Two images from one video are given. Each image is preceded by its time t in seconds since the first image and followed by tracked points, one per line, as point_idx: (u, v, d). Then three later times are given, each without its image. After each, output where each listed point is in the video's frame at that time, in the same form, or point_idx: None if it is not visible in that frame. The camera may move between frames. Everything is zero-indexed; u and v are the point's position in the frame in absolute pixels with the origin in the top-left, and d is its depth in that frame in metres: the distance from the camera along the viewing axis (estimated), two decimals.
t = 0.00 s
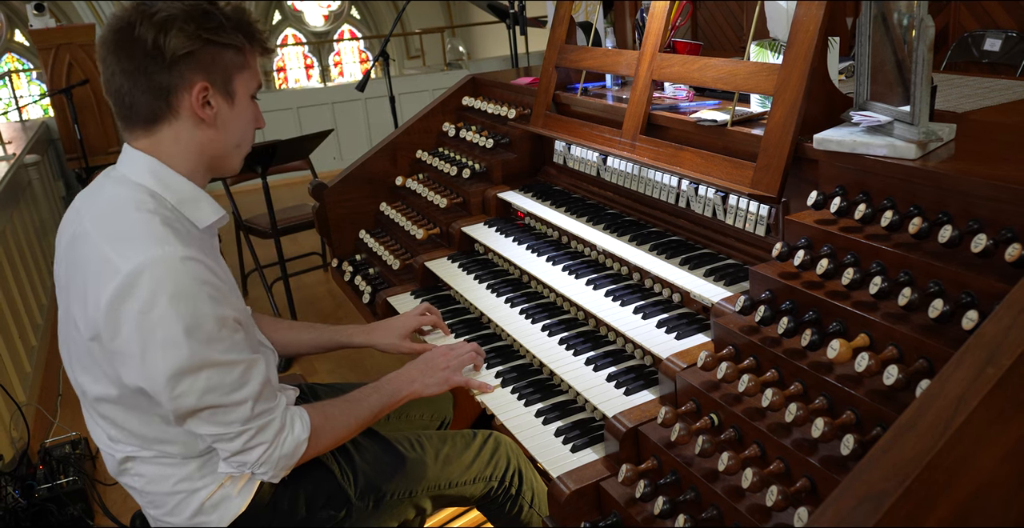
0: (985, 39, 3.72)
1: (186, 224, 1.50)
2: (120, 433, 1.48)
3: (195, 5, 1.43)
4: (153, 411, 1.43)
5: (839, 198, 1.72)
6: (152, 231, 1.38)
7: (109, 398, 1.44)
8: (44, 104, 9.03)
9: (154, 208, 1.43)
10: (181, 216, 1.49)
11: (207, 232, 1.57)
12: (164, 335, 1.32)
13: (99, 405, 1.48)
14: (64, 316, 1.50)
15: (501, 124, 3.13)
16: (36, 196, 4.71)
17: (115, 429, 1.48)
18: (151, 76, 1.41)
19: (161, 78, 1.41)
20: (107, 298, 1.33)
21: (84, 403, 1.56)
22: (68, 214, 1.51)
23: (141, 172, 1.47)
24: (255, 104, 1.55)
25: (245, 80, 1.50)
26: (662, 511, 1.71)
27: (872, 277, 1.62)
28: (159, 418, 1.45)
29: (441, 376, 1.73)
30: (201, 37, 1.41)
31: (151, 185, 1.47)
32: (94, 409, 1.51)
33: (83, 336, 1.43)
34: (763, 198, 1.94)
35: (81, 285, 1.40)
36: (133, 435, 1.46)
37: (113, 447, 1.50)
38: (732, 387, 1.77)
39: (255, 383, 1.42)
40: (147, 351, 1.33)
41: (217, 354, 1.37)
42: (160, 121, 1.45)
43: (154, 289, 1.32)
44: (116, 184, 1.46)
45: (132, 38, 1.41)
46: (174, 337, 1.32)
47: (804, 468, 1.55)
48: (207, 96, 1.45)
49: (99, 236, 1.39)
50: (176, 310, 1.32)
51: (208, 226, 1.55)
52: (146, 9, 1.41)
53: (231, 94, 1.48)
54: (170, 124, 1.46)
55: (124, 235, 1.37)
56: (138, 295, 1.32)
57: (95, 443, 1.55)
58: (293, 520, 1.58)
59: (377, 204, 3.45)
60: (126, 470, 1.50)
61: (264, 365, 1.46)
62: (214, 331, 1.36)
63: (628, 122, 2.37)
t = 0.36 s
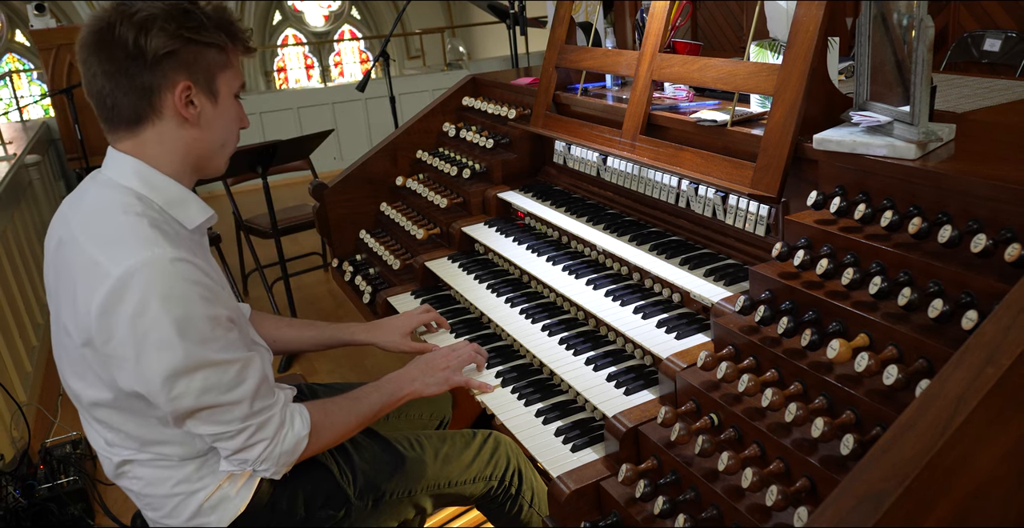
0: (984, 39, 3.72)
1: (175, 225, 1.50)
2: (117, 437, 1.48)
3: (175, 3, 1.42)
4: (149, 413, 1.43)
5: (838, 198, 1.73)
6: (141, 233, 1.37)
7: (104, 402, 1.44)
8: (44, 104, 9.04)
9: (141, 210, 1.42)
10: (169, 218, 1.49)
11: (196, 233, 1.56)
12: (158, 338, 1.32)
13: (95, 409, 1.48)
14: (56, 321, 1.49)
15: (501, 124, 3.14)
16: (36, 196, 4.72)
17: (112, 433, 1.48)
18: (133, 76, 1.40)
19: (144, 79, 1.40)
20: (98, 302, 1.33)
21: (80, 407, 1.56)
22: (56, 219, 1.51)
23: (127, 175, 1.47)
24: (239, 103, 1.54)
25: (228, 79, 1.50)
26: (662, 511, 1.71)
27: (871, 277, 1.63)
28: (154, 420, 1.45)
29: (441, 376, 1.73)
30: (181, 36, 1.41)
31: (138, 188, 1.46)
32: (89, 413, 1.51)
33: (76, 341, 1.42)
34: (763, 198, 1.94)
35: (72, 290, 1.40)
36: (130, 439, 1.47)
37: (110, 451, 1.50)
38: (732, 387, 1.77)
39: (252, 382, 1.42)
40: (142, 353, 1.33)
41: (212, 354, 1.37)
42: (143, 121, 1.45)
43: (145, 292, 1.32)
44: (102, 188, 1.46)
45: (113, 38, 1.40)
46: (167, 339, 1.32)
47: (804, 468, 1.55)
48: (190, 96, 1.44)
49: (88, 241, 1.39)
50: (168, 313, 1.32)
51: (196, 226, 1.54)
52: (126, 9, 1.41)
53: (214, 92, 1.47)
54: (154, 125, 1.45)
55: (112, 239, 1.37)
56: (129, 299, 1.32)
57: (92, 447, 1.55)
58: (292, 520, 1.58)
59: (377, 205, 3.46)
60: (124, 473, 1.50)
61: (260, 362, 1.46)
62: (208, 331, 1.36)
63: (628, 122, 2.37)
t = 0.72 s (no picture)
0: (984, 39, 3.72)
1: (164, 228, 1.50)
2: (114, 440, 1.48)
3: (173, 6, 1.43)
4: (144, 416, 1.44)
5: (838, 198, 1.73)
6: (130, 236, 1.37)
7: (99, 406, 1.44)
8: (44, 104, 9.04)
9: (129, 214, 1.42)
10: (157, 221, 1.48)
11: (184, 235, 1.56)
12: (151, 340, 1.32)
13: (90, 414, 1.48)
14: (49, 327, 1.50)
15: (501, 124, 3.14)
16: (37, 196, 4.72)
17: (108, 437, 1.49)
18: (133, 78, 1.39)
19: (143, 80, 1.40)
20: (90, 307, 1.33)
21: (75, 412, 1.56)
22: (44, 225, 1.51)
23: (114, 178, 1.47)
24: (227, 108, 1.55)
25: (221, 82, 1.51)
26: (662, 511, 1.71)
27: (871, 277, 1.63)
28: (150, 422, 1.45)
29: (441, 375, 1.73)
30: (182, 39, 1.41)
31: (125, 191, 1.46)
32: (85, 418, 1.51)
33: (68, 347, 1.43)
34: (763, 198, 1.94)
35: (64, 296, 1.40)
36: (126, 442, 1.47)
37: (107, 455, 1.50)
38: (732, 387, 1.77)
39: (248, 380, 1.42)
40: (136, 356, 1.33)
41: (206, 354, 1.37)
42: (139, 123, 1.44)
43: (136, 295, 1.32)
44: (89, 192, 1.46)
45: (111, 39, 1.39)
46: (160, 341, 1.32)
47: (804, 467, 1.55)
48: (188, 99, 1.45)
49: (76, 246, 1.39)
50: (159, 315, 1.32)
51: (185, 228, 1.55)
52: (124, 10, 1.40)
53: (209, 96, 1.48)
54: (149, 127, 1.45)
55: (101, 244, 1.37)
56: (121, 302, 1.32)
57: (90, 451, 1.55)
58: (292, 521, 1.58)
59: (377, 205, 3.46)
60: (121, 476, 1.50)
61: (255, 360, 1.46)
62: (200, 332, 1.36)
63: (628, 122, 2.37)
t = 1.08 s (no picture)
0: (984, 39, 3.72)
1: (150, 231, 1.49)
2: (107, 445, 1.47)
3: (162, 9, 1.44)
4: (137, 420, 1.43)
5: (838, 199, 1.73)
6: (116, 240, 1.37)
7: (91, 411, 1.43)
8: (45, 104, 9.05)
9: (114, 218, 1.42)
10: (144, 224, 1.48)
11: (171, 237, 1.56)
12: (141, 344, 1.32)
13: (82, 420, 1.47)
14: (39, 334, 1.48)
15: (501, 124, 3.14)
16: (37, 195, 4.72)
17: (101, 442, 1.47)
18: (125, 79, 1.39)
19: (134, 81, 1.40)
20: (79, 312, 1.32)
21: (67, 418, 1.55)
22: (30, 231, 1.50)
23: (99, 182, 1.46)
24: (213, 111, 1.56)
25: (210, 86, 1.52)
26: (662, 511, 1.71)
27: (871, 277, 1.63)
28: (143, 426, 1.44)
29: (442, 376, 1.73)
30: (172, 41, 1.42)
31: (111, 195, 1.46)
32: (77, 425, 1.50)
33: (58, 352, 1.42)
34: (763, 198, 1.95)
35: (52, 303, 1.39)
36: (119, 447, 1.46)
37: (102, 460, 1.49)
38: (732, 386, 1.77)
39: (242, 379, 1.43)
40: (127, 360, 1.33)
41: (197, 355, 1.37)
42: (128, 125, 1.43)
43: (125, 299, 1.31)
44: (75, 196, 1.45)
45: (102, 40, 1.39)
46: (151, 344, 1.32)
47: (803, 467, 1.56)
48: (178, 101, 1.45)
49: (63, 252, 1.38)
50: (148, 318, 1.32)
51: (172, 230, 1.55)
52: (116, 12, 1.41)
53: (197, 99, 1.49)
54: (138, 128, 1.44)
55: (88, 249, 1.36)
56: (111, 305, 1.31)
57: (84, 456, 1.54)
58: (290, 521, 1.60)
59: (377, 205, 3.46)
60: (117, 481, 1.49)
61: (248, 359, 1.46)
62: (190, 333, 1.36)
63: (628, 122, 2.38)
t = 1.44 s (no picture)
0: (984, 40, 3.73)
1: (138, 235, 1.49)
2: (101, 451, 1.47)
3: (148, 16, 1.44)
4: (130, 425, 1.43)
5: (838, 199, 1.73)
6: (102, 246, 1.36)
7: (84, 418, 1.43)
8: (45, 103, 9.06)
9: (101, 223, 1.41)
10: (131, 228, 1.48)
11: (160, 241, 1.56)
12: (130, 348, 1.31)
13: (75, 426, 1.47)
14: (29, 342, 1.48)
15: (501, 124, 3.14)
16: (38, 195, 4.73)
17: (96, 448, 1.47)
18: (94, 83, 1.39)
19: (105, 86, 1.39)
20: (66, 318, 1.32)
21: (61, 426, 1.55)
22: (18, 239, 1.49)
23: (87, 188, 1.46)
24: (203, 120, 1.53)
25: (195, 95, 1.49)
26: (662, 510, 1.72)
27: (871, 277, 1.63)
28: (136, 431, 1.44)
29: (442, 376, 1.73)
30: (149, 47, 1.41)
31: (97, 200, 1.45)
32: (71, 432, 1.50)
33: (48, 360, 1.41)
34: (762, 198, 1.95)
35: (40, 311, 1.39)
36: (113, 453, 1.46)
37: (97, 466, 1.49)
38: (732, 386, 1.78)
39: (235, 379, 1.43)
40: (116, 366, 1.32)
41: (187, 357, 1.37)
42: (103, 129, 1.44)
43: (112, 304, 1.31)
44: (63, 203, 1.45)
45: (80, 43, 1.40)
46: (139, 348, 1.32)
47: (803, 467, 1.56)
48: (151, 108, 1.43)
49: (50, 260, 1.37)
50: (135, 323, 1.32)
51: (160, 235, 1.55)
52: (97, 16, 1.41)
53: (177, 107, 1.46)
54: (113, 132, 1.44)
55: (74, 255, 1.36)
56: (97, 311, 1.31)
57: (80, 463, 1.54)
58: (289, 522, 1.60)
59: (377, 205, 3.46)
60: (113, 487, 1.49)
61: (240, 360, 1.46)
62: (179, 336, 1.36)
63: (628, 122, 2.38)
